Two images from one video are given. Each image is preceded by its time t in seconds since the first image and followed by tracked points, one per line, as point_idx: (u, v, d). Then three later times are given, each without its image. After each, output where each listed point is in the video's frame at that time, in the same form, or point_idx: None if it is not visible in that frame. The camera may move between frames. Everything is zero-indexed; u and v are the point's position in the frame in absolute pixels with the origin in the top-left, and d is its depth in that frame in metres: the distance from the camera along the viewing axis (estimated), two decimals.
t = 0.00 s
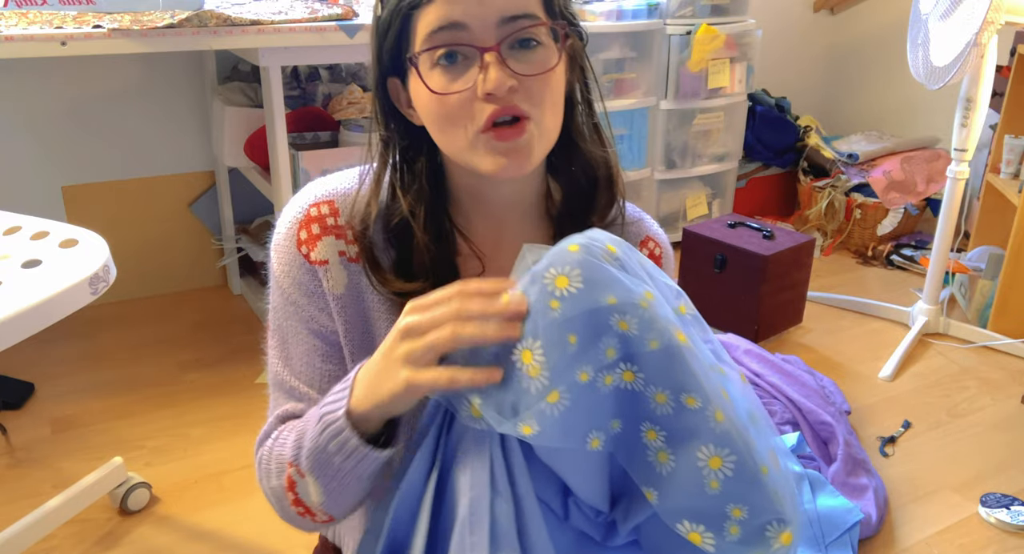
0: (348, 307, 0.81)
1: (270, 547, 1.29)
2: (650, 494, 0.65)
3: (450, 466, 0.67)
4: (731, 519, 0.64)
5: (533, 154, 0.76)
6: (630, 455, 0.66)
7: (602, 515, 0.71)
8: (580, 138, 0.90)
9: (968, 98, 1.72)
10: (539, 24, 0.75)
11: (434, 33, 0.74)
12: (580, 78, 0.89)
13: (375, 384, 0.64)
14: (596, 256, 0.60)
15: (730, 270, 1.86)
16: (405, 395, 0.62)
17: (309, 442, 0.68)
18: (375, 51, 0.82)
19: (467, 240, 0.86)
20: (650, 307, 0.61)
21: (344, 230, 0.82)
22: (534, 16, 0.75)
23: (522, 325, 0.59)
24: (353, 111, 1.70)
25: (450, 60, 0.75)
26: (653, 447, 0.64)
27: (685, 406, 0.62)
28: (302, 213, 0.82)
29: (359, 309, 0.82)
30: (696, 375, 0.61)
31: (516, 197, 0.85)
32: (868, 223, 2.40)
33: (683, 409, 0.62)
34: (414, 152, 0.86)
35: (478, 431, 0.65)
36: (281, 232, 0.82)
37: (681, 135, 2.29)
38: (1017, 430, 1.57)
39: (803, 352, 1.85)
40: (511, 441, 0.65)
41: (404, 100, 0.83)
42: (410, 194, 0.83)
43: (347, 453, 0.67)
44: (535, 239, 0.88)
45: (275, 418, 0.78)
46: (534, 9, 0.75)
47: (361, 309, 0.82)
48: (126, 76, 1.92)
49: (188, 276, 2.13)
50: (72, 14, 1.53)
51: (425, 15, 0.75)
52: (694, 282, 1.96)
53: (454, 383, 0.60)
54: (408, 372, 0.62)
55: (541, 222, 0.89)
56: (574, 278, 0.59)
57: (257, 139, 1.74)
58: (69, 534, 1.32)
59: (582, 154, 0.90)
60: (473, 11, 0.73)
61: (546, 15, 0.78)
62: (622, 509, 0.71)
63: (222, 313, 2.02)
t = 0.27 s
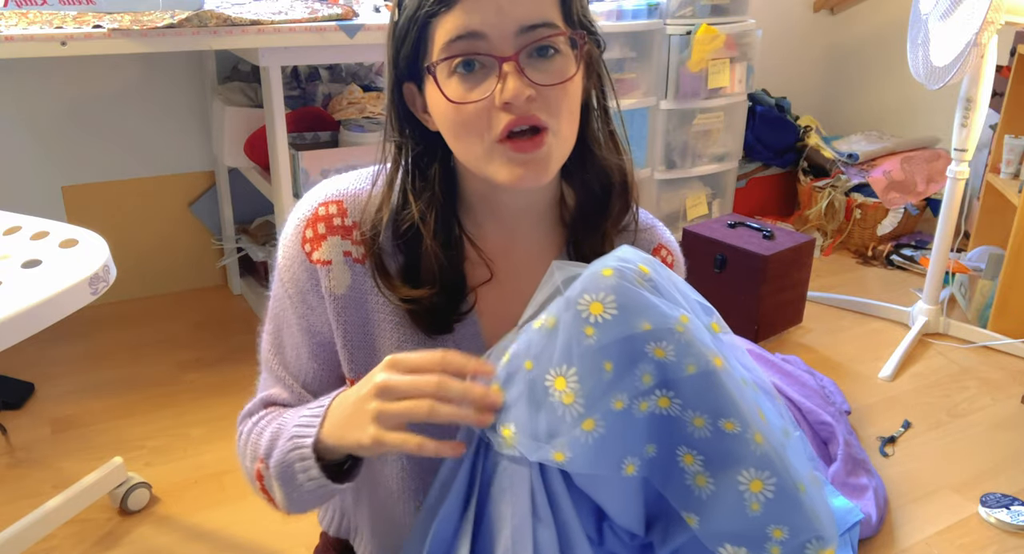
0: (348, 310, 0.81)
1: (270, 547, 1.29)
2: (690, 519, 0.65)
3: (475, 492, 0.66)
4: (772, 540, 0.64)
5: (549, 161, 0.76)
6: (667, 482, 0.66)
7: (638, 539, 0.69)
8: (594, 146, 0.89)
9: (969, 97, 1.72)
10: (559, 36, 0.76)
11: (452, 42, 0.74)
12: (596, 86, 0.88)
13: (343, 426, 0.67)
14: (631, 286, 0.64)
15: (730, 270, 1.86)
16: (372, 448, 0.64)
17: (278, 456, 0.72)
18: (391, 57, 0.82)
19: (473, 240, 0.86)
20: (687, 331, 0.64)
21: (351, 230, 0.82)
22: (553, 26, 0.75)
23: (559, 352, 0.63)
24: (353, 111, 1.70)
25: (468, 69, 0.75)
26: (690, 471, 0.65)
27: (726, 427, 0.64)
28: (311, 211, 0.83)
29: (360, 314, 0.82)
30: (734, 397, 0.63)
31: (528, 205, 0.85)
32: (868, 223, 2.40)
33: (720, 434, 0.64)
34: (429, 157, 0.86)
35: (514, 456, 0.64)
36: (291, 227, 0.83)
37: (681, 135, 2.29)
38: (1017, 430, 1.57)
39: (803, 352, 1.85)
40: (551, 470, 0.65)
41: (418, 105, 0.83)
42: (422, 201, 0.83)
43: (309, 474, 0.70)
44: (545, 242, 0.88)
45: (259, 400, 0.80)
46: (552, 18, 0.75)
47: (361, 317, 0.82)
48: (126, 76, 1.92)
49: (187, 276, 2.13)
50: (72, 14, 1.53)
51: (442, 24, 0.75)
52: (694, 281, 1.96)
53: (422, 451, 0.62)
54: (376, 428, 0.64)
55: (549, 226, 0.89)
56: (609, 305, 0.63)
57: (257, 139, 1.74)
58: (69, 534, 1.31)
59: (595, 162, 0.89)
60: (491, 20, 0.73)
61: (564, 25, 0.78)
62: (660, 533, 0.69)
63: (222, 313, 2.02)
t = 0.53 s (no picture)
0: (351, 310, 0.81)
1: (270, 547, 1.29)
2: (702, 531, 0.64)
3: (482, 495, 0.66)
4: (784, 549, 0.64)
5: (552, 166, 0.76)
6: (674, 493, 0.66)
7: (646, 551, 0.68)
8: (598, 150, 0.89)
9: (968, 97, 1.72)
10: (567, 42, 0.76)
11: (460, 47, 0.74)
12: (603, 90, 0.88)
13: (338, 430, 0.68)
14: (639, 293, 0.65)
15: (730, 270, 1.86)
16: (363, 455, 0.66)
17: (276, 455, 0.73)
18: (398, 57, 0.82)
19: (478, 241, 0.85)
20: (696, 343, 0.64)
21: (355, 230, 0.82)
22: (561, 32, 0.75)
23: (568, 358, 0.64)
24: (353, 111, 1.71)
25: (474, 73, 0.75)
26: (700, 482, 0.64)
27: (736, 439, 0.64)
28: (316, 211, 0.83)
29: (363, 314, 0.82)
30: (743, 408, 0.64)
31: (531, 207, 0.85)
32: (868, 223, 2.40)
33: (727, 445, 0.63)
34: (435, 157, 0.86)
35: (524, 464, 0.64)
36: (296, 225, 0.84)
37: (681, 135, 2.29)
38: (1017, 430, 1.57)
39: (802, 352, 1.85)
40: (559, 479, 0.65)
41: (424, 104, 0.83)
42: (429, 200, 0.82)
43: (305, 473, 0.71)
44: (548, 243, 0.88)
45: (261, 399, 0.81)
46: (560, 23, 0.75)
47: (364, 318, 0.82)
48: (126, 76, 1.91)
49: (187, 276, 2.13)
50: (72, 14, 1.52)
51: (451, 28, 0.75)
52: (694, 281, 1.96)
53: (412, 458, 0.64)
54: (368, 436, 0.66)
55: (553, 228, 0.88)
56: (619, 311, 0.64)
57: (257, 140, 1.74)
58: (70, 534, 1.31)
59: (599, 165, 0.89)
60: (499, 26, 0.73)
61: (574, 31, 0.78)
62: (667, 546, 0.68)
63: (222, 313, 2.02)
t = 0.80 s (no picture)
0: (348, 310, 0.81)
1: (270, 547, 1.29)
2: (694, 544, 0.65)
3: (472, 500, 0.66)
4: None
5: (546, 165, 0.76)
6: (663, 505, 0.66)
7: None
8: (596, 149, 0.89)
9: (968, 97, 1.72)
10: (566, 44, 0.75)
11: (459, 46, 0.74)
12: (601, 90, 0.88)
13: (323, 430, 0.68)
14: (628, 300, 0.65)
15: (730, 270, 1.86)
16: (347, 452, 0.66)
17: (266, 455, 0.73)
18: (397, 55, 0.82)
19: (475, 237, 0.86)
20: (685, 350, 0.65)
21: (350, 230, 0.82)
22: (558, 34, 0.75)
23: (556, 367, 0.64)
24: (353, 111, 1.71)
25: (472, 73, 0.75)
26: (690, 494, 0.65)
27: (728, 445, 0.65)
28: (311, 211, 0.83)
29: (360, 314, 0.82)
30: (735, 415, 0.65)
31: (528, 206, 0.85)
32: (868, 223, 2.40)
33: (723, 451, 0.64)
34: (432, 150, 0.86)
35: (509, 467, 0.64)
36: (292, 227, 0.84)
37: (681, 135, 2.29)
38: (1017, 430, 1.57)
39: (802, 352, 1.85)
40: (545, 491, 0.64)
41: (422, 99, 0.83)
42: (426, 193, 0.83)
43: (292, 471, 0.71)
44: (545, 242, 0.88)
45: (259, 400, 0.81)
46: (557, 25, 0.75)
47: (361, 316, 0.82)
48: (126, 76, 1.91)
49: (187, 276, 2.13)
50: (72, 14, 1.52)
51: (452, 26, 0.74)
52: (694, 281, 1.96)
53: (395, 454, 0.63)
54: (350, 433, 0.65)
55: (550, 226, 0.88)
56: (607, 321, 0.64)
57: (257, 140, 1.74)
58: (70, 534, 1.31)
59: (597, 164, 0.89)
60: (498, 27, 0.73)
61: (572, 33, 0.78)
62: None
63: (222, 313, 2.02)
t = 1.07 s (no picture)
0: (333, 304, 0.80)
1: (270, 547, 1.29)
2: None
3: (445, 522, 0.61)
4: None
5: (516, 172, 0.73)
6: None
7: None
8: (580, 140, 0.84)
9: (969, 98, 1.72)
10: (543, 54, 0.71)
11: (433, 49, 0.70)
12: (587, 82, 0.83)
13: (334, 436, 0.64)
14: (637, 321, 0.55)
15: (730, 270, 1.85)
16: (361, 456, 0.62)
17: (275, 452, 0.71)
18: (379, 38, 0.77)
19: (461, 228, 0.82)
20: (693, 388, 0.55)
21: (334, 224, 0.80)
22: (536, 44, 0.71)
23: (506, 410, 0.55)
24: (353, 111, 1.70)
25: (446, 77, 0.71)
26: None
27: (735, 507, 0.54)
28: (296, 207, 0.81)
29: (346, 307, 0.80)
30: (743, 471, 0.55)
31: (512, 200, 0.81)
32: (868, 223, 2.40)
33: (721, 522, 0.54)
34: (417, 134, 0.82)
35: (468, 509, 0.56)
36: (278, 221, 0.82)
37: (681, 135, 2.29)
38: (1017, 430, 1.57)
39: (802, 352, 1.86)
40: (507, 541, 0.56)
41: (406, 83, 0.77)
42: (411, 168, 0.81)
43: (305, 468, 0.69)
44: (531, 234, 0.84)
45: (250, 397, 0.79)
46: (536, 35, 0.71)
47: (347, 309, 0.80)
48: (126, 77, 1.91)
49: (187, 276, 2.13)
50: (72, 14, 1.53)
51: (427, 28, 0.70)
52: (694, 281, 1.96)
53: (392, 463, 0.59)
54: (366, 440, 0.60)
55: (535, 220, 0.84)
56: (557, 371, 0.54)
57: (257, 140, 1.74)
58: (70, 534, 1.32)
59: (579, 159, 0.84)
60: (472, 36, 0.69)
61: (549, 41, 0.73)
62: None
63: (222, 313, 2.02)
